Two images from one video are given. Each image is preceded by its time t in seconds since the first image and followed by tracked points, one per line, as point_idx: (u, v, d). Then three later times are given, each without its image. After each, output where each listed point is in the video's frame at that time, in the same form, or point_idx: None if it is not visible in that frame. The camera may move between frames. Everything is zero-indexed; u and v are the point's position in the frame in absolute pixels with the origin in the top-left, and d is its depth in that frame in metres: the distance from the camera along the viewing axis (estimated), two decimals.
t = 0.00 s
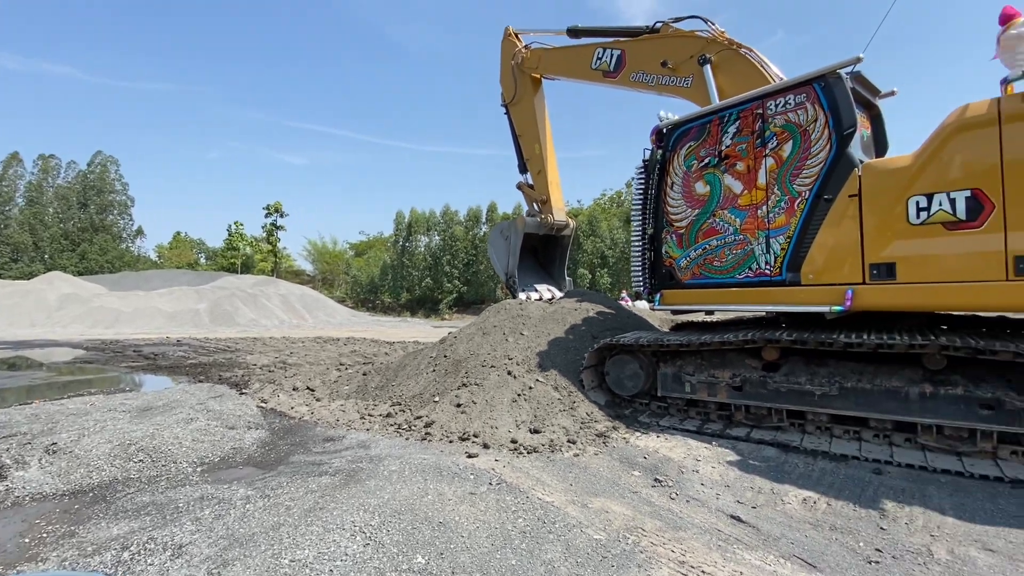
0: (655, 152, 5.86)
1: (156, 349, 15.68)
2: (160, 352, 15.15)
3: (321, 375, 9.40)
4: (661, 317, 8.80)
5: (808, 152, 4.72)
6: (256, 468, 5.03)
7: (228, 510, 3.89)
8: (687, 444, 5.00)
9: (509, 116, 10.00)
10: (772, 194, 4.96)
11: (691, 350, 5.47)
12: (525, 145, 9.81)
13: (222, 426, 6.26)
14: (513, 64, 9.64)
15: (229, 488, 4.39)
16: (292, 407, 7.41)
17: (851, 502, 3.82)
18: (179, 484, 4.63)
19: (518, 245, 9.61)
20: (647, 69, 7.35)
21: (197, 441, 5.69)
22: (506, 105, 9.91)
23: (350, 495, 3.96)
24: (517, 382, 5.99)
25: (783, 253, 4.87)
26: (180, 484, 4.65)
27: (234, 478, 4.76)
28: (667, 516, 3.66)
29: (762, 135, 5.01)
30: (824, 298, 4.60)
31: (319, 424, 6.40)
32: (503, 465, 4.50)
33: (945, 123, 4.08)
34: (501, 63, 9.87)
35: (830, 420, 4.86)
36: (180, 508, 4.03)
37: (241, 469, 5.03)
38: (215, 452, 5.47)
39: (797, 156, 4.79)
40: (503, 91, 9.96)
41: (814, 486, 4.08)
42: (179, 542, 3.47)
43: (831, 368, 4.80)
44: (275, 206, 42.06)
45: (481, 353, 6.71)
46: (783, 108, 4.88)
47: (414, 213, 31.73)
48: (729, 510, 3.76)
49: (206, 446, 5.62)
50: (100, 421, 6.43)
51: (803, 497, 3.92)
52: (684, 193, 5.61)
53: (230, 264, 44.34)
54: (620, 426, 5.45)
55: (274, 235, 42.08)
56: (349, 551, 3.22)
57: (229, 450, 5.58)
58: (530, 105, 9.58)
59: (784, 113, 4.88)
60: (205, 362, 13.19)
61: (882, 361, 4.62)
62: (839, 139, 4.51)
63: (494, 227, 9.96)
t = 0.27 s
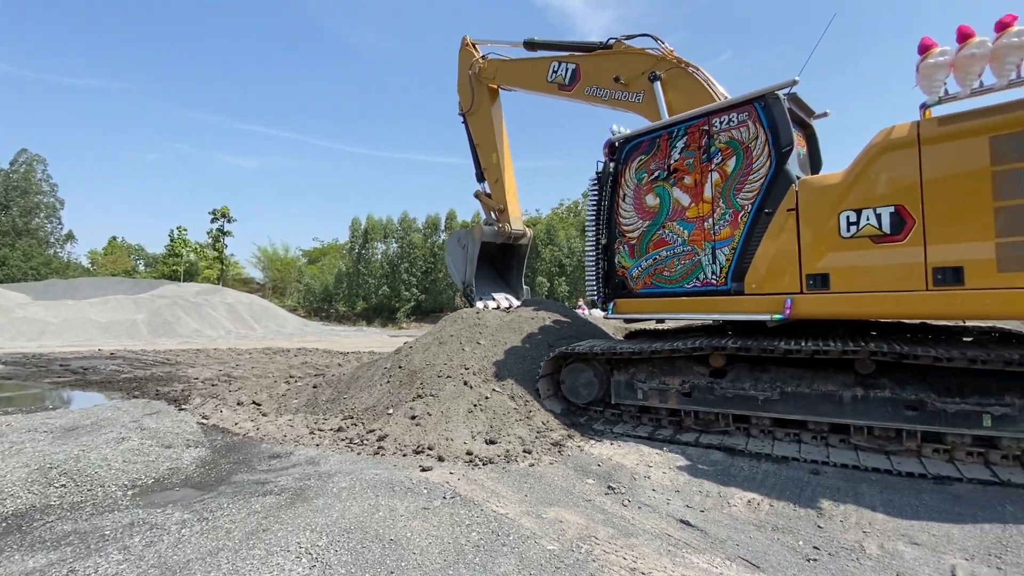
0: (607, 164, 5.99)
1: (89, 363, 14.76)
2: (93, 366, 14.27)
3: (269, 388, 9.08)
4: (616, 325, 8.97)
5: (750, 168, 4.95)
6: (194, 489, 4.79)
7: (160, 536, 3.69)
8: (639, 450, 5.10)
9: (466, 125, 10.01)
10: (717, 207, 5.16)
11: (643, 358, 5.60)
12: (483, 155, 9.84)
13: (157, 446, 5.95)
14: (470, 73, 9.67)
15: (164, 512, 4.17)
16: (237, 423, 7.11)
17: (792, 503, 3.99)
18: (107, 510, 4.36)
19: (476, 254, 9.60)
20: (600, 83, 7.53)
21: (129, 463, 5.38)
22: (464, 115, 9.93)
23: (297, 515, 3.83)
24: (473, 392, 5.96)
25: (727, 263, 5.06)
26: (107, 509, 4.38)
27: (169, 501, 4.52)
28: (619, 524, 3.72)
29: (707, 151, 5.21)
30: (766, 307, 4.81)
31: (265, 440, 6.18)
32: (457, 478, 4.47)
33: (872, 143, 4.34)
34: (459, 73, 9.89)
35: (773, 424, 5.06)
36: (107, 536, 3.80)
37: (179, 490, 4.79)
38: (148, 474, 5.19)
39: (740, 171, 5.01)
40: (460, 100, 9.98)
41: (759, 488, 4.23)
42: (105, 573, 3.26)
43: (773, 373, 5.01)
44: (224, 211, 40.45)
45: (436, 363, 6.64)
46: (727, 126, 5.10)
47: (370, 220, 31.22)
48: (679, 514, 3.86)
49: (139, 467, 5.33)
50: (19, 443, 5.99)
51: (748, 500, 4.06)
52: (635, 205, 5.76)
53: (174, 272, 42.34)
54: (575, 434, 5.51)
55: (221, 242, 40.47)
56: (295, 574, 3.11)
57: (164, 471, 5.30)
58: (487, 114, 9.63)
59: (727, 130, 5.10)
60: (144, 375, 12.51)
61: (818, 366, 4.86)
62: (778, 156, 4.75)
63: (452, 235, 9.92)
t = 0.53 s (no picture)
0: (561, 175, 6.09)
1: (9, 377, 13.68)
2: (13, 380, 13.23)
3: (210, 402, 8.66)
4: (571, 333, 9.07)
5: (696, 181, 5.13)
6: (122, 513, 4.51)
7: (81, 566, 3.44)
8: (591, 457, 5.16)
9: (423, 131, 9.95)
10: (665, 219, 5.32)
11: (595, 365, 5.69)
12: (439, 162, 9.79)
13: (80, 469, 5.56)
14: (427, 80, 9.63)
15: (87, 539, 3.90)
16: (173, 440, 6.75)
17: (736, 504, 4.13)
18: (20, 539, 4.03)
19: (432, 262, 9.52)
20: (555, 95, 7.64)
21: (46, 489, 5.01)
22: (420, 121, 9.86)
23: (236, 536, 3.67)
24: (427, 402, 5.89)
25: (675, 273, 5.22)
26: (18, 539, 4.04)
27: (93, 527, 4.23)
28: (571, 532, 3.74)
29: (656, 164, 5.37)
30: (711, 314, 4.98)
31: (204, 458, 5.89)
32: (409, 491, 4.39)
33: (806, 160, 4.58)
34: (416, 79, 9.84)
35: (719, 427, 5.24)
36: (19, 568, 3.51)
37: (105, 515, 4.49)
38: (70, 498, 4.85)
39: (687, 184, 5.19)
40: (417, 106, 9.91)
41: (705, 491, 4.36)
42: None
43: (719, 379, 5.19)
44: (168, 211, 38.49)
45: (389, 373, 6.53)
46: (675, 140, 5.28)
47: (324, 226, 30.46)
48: (629, 520, 3.92)
49: (59, 492, 4.97)
50: None
51: (695, 503, 4.17)
52: (588, 215, 5.86)
53: (109, 278, 39.94)
54: (529, 443, 5.52)
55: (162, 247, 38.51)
56: None
57: (89, 494, 4.96)
58: (444, 122, 9.60)
59: (675, 145, 5.28)
60: (74, 389, 11.71)
61: (760, 371, 5.07)
62: (721, 170, 4.95)
63: (407, 242, 9.80)
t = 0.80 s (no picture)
0: (511, 184, 6.12)
1: None
2: None
3: (136, 417, 8.13)
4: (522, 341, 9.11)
5: (639, 193, 5.28)
6: (28, 541, 4.14)
7: None
8: (538, 464, 5.18)
9: (373, 135, 9.78)
10: (610, 229, 5.44)
11: (543, 373, 5.73)
12: (389, 166, 9.64)
13: None
14: (377, 83, 9.48)
15: None
16: (91, 459, 6.28)
17: (676, 507, 4.24)
18: None
19: (380, 268, 9.32)
20: (506, 105, 7.70)
21: None
22: (370, 125, 9.69)
23: (158, 562, 3.44)
24: (371, 413, 5.75)
25: (620, 281, 5.34)
26: None
27: None
28: (515, 541, 3.74)
29: (602, 175, 5.49)
30: (653, 322, 5.12)
31: (126, 478, 5.51)
32: (349, 506, 4.26)
33: (740, 176, 4.81)
34: (366, 82, 9.67)
35: (661, 432, 5.38)
36: None
37: (8, 544, 4.11)
38: None
39: (630, 196, 5.33)
40: (367, 109, 9.74)
41: (646, 495, 4.46)
42: None
43: (661, 385, 5.33)
44: (94, 212, 36.06)
45: (332, 384, 6.33)
46: (619, 153, 5.43)
47: (268, 230, 29.37)
48: (573, 527, 3.96)
49: None
50: None
51: (636, 507, 4.26)
52: (537, 224, 5.92)
53: (26, 283, 36.95)
54: (476, 452, 5.49)
55: (88, 250, 36.00)
56: None
57: None
58: (394, 126, 9.47)
59: (619, 157, 5.42)
60: None
61: (699, 376, 5.26)
62: (662, 183, 5.12)
63: (355, 247, 9.57)
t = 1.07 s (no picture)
0: (450, 188, 6.09)
1: None
2: None
3: (31, 432, 7.41)
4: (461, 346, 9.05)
5: (575, 201, 5.39)
6: None
7: None
8: (472, 471, 5.16)
9: (308, 132, 9.45)
10: (547, 235, 5.52)
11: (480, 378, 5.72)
12: (325, 166, 9.35)
13: None
14: (314, 80, 9.18)
15: None
16: None
17: (605, 509, 4.34)
18: None
19: (314, 271, 8.99)
20: (447, 108, 7.66)
21: None
22: (306, 121, 9.36)
23: None
24: (298, 424, 5.52)
25: (556, 287, 5.42)
26: None
27: None
28: (445, 551, 3.70)
29: (539, 183, 5.57)
30: (586, 327, 5.24)
31: (14, 501, 5.00)
32: (270, 523, 4.07)
33: (668, 187, 5.02)
34: (302, 77, 9.33)
35: (593, 435, 5.49)
36: None
37: None
38: None
39: (566, 203, 5.44)
40: (302, 106, 9.40)
41: (577, 499, 4.54)
42: None
43: (594, 389, 5.45)
44: None
45: (256, 394, 6.03)
46: (556, 161, 5.52)
47: (194, 229, 27.72)
48: (504, 534, 3.96)
49: None
50: None
51: (567, 511, 4.32)
52: (476, 229, 5.92)
53: None
54: (410, 461, 5.39)
55: None
56: None
57: None
58: (331, 124, 9.19)
59: (556, 165, 5.51)
60: None
61: (630, 380, 5.42)
62: (597, 192, 5.26)
63: (287, 249, 9.19)
